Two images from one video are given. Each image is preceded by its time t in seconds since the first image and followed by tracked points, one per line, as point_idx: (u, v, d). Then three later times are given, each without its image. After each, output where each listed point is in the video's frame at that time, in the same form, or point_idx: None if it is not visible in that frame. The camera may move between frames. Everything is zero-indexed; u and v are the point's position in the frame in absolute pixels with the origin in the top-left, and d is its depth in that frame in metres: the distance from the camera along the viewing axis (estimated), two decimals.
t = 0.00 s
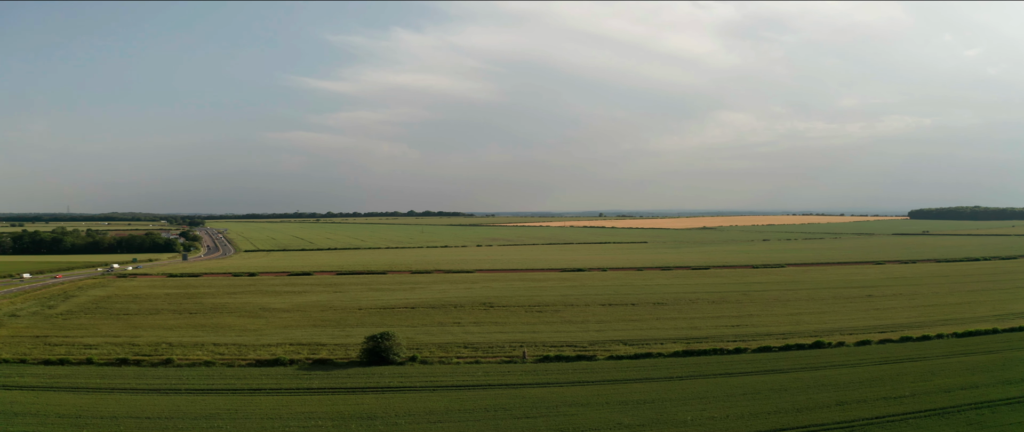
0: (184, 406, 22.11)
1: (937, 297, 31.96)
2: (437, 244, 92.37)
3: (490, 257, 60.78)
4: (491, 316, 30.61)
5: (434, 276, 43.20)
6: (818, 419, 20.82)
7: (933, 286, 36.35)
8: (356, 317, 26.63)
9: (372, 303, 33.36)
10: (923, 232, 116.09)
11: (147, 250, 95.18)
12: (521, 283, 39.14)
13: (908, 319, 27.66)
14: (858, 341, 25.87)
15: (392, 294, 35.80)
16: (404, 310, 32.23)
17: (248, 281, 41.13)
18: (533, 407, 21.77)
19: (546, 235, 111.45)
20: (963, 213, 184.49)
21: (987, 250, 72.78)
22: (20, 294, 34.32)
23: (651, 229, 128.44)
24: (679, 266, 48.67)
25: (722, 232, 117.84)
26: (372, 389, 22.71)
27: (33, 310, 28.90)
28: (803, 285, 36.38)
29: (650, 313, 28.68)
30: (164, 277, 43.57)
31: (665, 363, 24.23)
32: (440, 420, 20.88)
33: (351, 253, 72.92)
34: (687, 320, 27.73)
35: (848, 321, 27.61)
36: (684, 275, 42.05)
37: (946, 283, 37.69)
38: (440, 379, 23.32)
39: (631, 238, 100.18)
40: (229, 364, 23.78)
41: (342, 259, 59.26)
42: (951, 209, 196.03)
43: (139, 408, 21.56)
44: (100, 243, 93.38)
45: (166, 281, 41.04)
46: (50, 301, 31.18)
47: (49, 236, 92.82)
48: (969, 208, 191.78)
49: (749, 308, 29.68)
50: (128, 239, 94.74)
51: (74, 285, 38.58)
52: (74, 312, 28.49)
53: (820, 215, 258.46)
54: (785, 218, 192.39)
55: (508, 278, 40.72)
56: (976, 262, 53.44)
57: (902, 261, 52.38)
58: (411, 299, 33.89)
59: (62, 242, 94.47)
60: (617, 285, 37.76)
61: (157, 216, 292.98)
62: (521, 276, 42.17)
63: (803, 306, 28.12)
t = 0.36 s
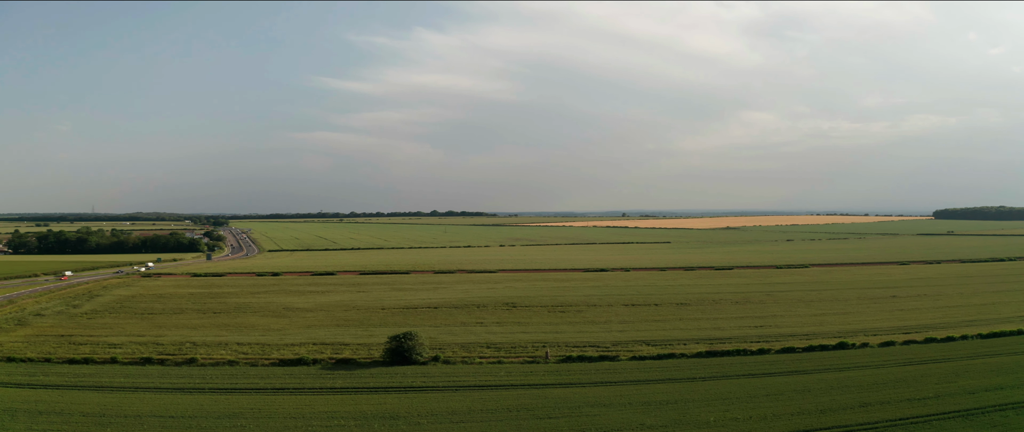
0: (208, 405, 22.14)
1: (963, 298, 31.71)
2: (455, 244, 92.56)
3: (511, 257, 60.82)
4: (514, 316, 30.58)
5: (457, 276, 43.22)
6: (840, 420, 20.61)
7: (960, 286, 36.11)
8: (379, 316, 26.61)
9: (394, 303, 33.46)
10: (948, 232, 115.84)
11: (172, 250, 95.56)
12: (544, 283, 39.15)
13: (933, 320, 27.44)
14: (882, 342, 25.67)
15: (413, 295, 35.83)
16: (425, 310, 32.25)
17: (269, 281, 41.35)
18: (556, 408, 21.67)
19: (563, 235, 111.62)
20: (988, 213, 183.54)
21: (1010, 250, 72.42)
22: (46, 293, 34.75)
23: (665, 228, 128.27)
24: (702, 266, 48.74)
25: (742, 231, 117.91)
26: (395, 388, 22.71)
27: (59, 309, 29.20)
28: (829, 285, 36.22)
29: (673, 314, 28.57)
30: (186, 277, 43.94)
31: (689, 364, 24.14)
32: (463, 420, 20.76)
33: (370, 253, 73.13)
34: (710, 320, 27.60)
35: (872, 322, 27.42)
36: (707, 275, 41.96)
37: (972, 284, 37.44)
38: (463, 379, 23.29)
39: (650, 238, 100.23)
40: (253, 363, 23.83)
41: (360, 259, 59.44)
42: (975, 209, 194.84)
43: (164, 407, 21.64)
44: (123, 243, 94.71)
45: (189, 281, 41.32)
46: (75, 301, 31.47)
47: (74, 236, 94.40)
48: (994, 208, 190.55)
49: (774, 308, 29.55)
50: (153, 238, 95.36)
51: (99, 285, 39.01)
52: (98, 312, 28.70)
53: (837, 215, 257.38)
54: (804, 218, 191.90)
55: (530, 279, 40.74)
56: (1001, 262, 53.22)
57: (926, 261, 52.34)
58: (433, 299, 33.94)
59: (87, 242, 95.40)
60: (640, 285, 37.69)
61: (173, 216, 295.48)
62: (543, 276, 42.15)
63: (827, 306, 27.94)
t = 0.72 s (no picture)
0: (232, 404, 22.16)
1: (991, 299, 31.43)
2: (471, 245, 92.65)
3: (532, 257, 60.79)
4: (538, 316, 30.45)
5: (478, 276, 43.24)
6: (863, 422, 20.33)
7: (987, 287, 35.84)
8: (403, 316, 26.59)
9: (416, 304, 33.60)
10: (972, 232, 115.45)
11: (196, 248, 95.68)
12: (566, 283, 39.19)
13: (958, 321, 27.21)
14: (906, 344, 25.47)
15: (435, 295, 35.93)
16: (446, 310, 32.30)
17: (290, 281, 41.59)
18: (578, 408, 21.55)
19: (580, 235, 111.69)
20: (1013, 213, 182.49)
21: None
22: (72, 292, 35.20)
23: (680, 228, 128.31)
24: (725, 266, 48.74)
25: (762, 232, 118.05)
26: (418, 388, 22.67)
27: (83, 309, 29.51)
28: (854, 285, 36.08)
29: (697, 314, 28.48)
30: (208, 276, 44.35)
31: (713, 365, 24.04)
32: (485, 420, 20.65)
33: (391, 253, 73.33)
34: (733, 321, 27.47)
35: (896, 323, 27.19)
36: (731, 275, 41.88)
37: (998, 285, 37.14)
38: (486, 379, 23.25)
39: (670, 238, 100.26)
40: (276, 362, 23.91)
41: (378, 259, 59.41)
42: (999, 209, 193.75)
43: (188, 406, 21.62)
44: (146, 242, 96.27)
45: (213, 280, 41.70)
46: (100, 300, 31.80)
47: (99, 236, 96.13)
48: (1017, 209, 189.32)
49: (799, 308, 29.44)
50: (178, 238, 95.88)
51: (123, 284, 39.40)
52: (122, 311, 28.97)
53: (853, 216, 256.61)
54: (823, 218, 191.47)
55: (552, 279, 40.78)
56: None
57: (951, 261, 52.33)
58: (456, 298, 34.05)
59: (112, 242, 96.42)
60: (663, 284, 37.67)
61: (189, 216, 298.54)
62: (565, 276, 42.14)
63: (850, 307, 27.75)
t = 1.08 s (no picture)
0: (255, 403, 22.19)
1: (1019, 300, 31.17)
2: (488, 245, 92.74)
3: (553, 257, 60.84)
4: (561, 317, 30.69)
5: (500, 276, 43.27)
6: (888, 424, 19.84)
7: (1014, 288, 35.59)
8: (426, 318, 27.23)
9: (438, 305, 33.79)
10: (998, 232, 115.29)
11: (221, 248, 95.63)
12: (588, 282, 39.26)
13: (983, 322, 27.03)
14: (930, 344, 25.30)
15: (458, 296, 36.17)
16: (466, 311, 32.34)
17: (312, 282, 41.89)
18: (601, 409, 21.38)
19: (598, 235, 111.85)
20: None
21: None
22: (97, 292, 35.69)
23: (696, 229, 128.40)
24: (749, 267, 48.70)
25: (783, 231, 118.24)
26: (441, 388, 22.68)
27: (108, 308, 29.93)
28: (880, 286, 35.98)
29: (720, 315, 28.48)
30: (230, 276, 44.75)
31: (736, 365, 24.03)
32: (508, 420, 20.52)
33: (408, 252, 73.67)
34: (757, 322, 27.41)
35: (920, 324, 27.03)
36: (755, 275, 41.83)
37: None
38: (508, 379, 23.22)
39: (687, 238, 100.34)
40: (300, 362, 24.09)
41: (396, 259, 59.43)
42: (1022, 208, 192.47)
43: (211, 405, 21.59)
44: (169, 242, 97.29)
45: (236, 279, 42.20)
46: (125, 300, 32.31)
47: (123, 236, 97.51)
48: None
49: (823, 309, 29.42)
50: (203, 238, 96.21)
51: (148, 284, 39.95)
52: (147, 311, 29.39)
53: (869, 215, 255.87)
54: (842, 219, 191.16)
55: (574, 279, 40.89)
56: None
57: (977, 261, 52.43)
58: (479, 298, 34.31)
59: (136, 242, 96.87)
60: (686, 285, 37.71)
61: (204, 216, 301.33)
62: (587, 276, 42.22)
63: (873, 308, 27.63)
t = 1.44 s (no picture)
0: (278, 402, 22.22)
1: None
2: (505, 244, 92.73)
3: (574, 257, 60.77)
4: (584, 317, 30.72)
5: (522, 276, 43.24)
6: (912, 425, 19.53)
7: None
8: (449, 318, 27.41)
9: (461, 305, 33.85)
10: None
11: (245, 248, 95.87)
12: (611, 282, 39.24)
13: (1008, 323, 26.80)
14: (954, 346, 25.06)
15: (480, 296, 36.38)
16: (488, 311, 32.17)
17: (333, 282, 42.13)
18: (624, 409, 21.25)
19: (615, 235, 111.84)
20: None
21: None
22: (122, 292, 36.14)
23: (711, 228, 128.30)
24: (773, 267, 48.50)
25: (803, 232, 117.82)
26: (463, 388, 22.65)
27: (132, 308, 30.27)
28: (905, 286, 35.82)
29: (743, 315, 28.42)
30: (253, 276, 45.13)
31: (759, 366, 23.92)
32: (530, 420, 20.46)
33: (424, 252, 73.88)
34: (781, 322, 27.27)
35: (944, 325, 26.81)
36: (779, 275, 41.72)
37: None
38: (531, 379, 23.18)
39: (704, 238, 100.33)
40: (323, 361, 24.16)
41: (413, 258, 59.40)
42: None
43: (234, 404, 21.64)
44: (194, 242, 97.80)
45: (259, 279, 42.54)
46: (148, 299, 32.64)
47: (148, 236, 98.57)
48: None
49: (847, 309, 29.35)
50: (227, 238, 96.72)
51: (172, 284, 40.35)
52: (171, 310, 29.64)
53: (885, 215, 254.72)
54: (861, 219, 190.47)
55: (596, 279, 40.92)
56: None
57: (1002, 262, 52.30)
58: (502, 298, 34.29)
59: (161, 242, 97.55)
60: (708, 285, 37.69)
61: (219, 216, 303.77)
62: (608, 276, 42.21)
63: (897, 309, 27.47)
